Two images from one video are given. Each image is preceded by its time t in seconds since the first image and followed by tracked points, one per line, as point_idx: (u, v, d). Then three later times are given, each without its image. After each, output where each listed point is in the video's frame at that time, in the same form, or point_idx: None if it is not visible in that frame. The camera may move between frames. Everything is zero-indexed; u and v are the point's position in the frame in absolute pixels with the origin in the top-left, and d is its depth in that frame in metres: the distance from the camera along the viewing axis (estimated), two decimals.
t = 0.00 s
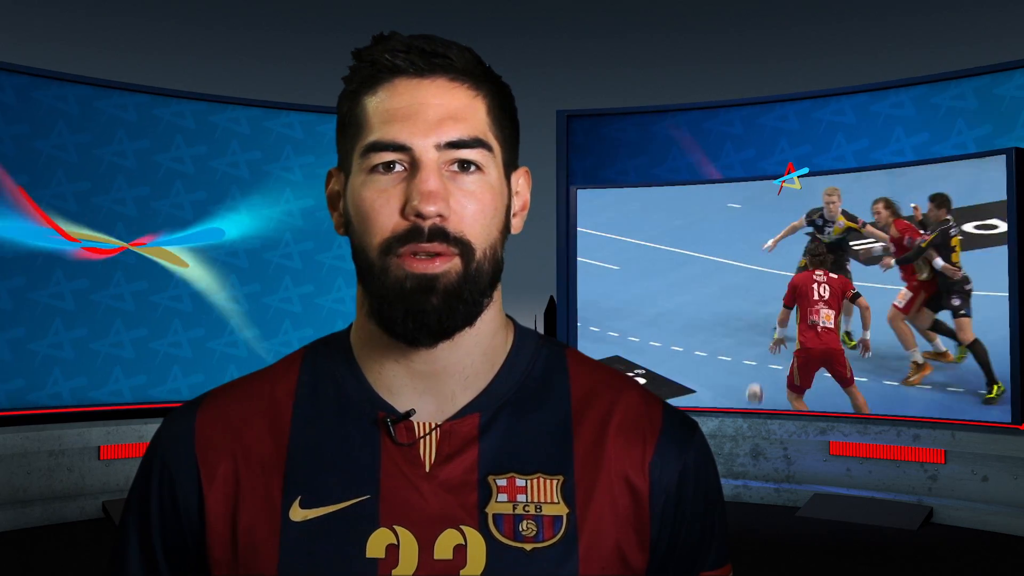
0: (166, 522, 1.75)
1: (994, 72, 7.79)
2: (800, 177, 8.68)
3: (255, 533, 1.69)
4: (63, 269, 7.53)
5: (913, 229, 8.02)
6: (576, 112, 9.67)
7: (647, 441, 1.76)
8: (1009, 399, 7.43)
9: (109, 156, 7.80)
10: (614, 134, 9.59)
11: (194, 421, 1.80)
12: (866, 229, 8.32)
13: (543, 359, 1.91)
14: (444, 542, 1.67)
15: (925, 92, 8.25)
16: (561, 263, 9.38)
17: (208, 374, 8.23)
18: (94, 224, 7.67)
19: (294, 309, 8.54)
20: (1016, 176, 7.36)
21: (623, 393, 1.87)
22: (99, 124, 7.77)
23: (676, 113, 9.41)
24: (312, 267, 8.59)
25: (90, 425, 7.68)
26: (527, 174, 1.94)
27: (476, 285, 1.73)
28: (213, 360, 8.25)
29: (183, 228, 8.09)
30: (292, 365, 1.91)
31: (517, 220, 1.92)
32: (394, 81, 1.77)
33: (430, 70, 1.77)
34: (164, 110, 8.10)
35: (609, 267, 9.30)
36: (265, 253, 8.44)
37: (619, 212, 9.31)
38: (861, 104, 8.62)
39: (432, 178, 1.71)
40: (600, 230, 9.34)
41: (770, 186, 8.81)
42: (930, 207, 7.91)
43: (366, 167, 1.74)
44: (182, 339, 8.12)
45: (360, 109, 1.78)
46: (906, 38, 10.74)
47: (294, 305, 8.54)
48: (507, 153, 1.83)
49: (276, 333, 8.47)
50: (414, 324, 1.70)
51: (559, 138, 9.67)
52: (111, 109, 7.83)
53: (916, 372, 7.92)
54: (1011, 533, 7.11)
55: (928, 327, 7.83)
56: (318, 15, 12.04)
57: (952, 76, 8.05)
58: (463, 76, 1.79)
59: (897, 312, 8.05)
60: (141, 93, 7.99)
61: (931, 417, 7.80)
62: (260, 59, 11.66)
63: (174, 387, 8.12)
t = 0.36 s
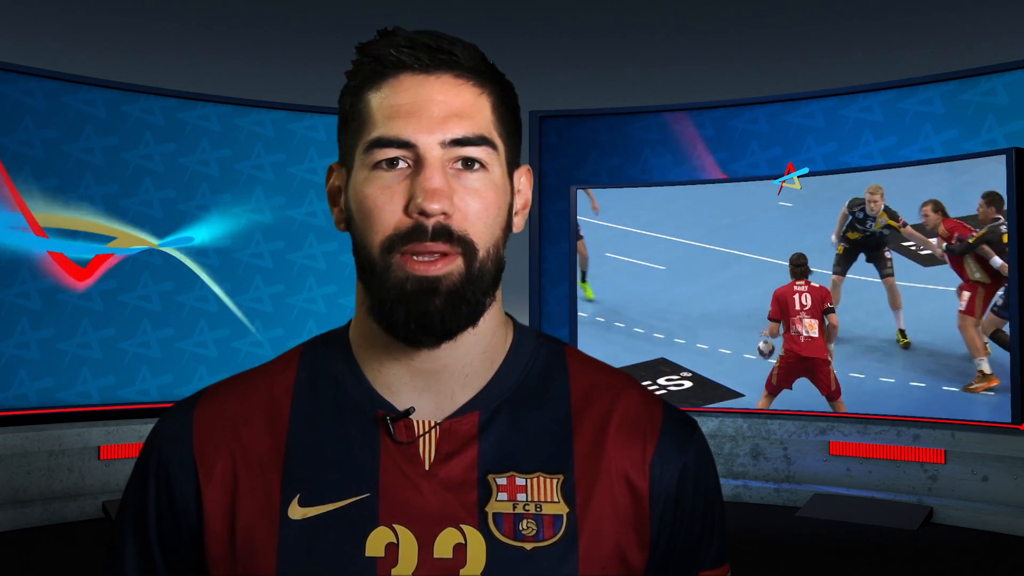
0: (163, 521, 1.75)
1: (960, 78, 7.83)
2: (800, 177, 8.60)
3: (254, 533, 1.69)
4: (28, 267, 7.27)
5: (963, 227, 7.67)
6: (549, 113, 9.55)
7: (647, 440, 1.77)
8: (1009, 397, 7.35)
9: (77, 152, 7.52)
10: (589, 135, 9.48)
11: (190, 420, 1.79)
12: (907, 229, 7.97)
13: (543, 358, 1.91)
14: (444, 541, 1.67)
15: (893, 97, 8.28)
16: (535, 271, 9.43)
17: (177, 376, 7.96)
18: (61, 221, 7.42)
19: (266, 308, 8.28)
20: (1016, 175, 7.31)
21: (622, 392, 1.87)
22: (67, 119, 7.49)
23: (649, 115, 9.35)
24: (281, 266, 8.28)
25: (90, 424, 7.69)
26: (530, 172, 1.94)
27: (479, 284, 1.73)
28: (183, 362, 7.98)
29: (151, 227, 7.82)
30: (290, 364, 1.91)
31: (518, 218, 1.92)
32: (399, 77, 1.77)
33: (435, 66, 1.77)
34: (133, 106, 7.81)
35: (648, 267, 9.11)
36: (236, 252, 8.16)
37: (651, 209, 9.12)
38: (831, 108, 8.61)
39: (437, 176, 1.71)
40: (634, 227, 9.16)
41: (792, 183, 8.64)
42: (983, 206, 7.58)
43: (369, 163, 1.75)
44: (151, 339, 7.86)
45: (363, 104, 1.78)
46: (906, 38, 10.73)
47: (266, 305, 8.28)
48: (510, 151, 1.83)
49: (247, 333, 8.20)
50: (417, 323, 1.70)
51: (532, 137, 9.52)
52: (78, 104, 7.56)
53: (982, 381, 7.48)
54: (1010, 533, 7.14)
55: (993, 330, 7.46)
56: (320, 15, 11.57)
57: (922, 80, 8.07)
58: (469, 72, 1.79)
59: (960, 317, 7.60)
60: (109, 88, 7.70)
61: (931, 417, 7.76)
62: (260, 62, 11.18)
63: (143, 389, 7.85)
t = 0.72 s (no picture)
0: (162, 521, 1.76)
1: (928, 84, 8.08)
2: (800, 178, 8.58)
3: (252, 532, 1.69)
4: None
5: None
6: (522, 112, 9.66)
7: (646, 440, 1.77)
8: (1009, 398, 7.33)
9: (45, 149, 7.37)
10: (561, 136, 9.57)
11: (189, 420, 1.79)
12: (952, 232, 7.70)
13: (542, 357, 1.91)
14: (442, 542, 1.67)
15: (862, 101, 8.49)
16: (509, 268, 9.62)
17: (146, 376, 7.90)
18: (27, 219, 7.28)
19: (235, 308, 8.24)
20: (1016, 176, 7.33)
21: (621, 392, 1.87)
22: (34, 115, 7.31)
23: (622, 116, 9.44)
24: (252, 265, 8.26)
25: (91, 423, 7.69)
26: (528, 173, 1.94)
27: (478, 287, 1.73)
28: (152, 362, 7.92)
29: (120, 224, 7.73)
30: (289, 363, 1.91)
31: (517, 220, 1.92)
32: (398, 80, 1.77)
33: (434, 70, 1.76)
34: (101, 102, 7.68)
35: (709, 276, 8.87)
36: (207, 250, 8.10)
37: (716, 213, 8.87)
38: (802, 111, 8.79)
39: (435, 180, 1.71)
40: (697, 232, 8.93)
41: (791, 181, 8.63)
42: None
43: (368, 166, 1.74)
44: (120, 339, 7.77)
45: (362, 107, 1.78)
46: (906, 38, 10.75)
47: (235, 305, 8.24)
48: (509, 154, 1.83)
49: (216, 333, 8.16)
50: (415, 327, 1.70)
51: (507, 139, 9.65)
52: (45, 100, 7.37)
53: None
54: (1011, 533, 7.17)
55: None
56: (319, 14, 11.78)
57: (888, 86, 8.30)
58: (468, 75, 1.78)
59: None
60: (76, 84, 7.56)
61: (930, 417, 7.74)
62: (264, 61, 11.35)
63: (111, 389, 7.77)
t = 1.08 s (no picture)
0: (163, 521, 1.76)
1: (895, 89, 8.35)
2: (799, 178, 8.68)
3: (252, 532, 1.69)
4: None
5: None
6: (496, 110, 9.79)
7: (645, 440, 1.77)
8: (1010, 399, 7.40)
9: (11, 144, 7.20)
10: (534, 136, 9.60)
11: (189, 419, 1.79)
12: (967, 233, 7.67)
13: (542, 356, 1.91)
14: (442, 541, 1.67)
15: (831, 106, 8.74)
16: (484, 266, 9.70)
17: (114, 377, 7.65)
18: None
19: (206, 308, 7.96)
20: (1015, 175, 7.35)
21: (621, 391, 1.87)
22: None
23: (593, 116, 9.58)
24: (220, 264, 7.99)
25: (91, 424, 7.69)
26: (527, 172, 1.94)
27: (475, 288, 1.73)
28: (120, 364, 7.67)
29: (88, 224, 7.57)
30: (290, 363, 1.91)
31: (515, 220, 1.92)
32: (395, 80, 1.77)
33: (431, 70, 1.76)
34: (68, 97, 7.48)
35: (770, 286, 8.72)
36: (176, 248, 7.88)
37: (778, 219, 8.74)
38: (772, 114, 9.02)
39: (432, 180, 1.71)
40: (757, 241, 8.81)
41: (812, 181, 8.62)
42: None
43: (365, 167, 1.75)
44: (88, 339, 7.55)
45: (359, 107, 1.78)
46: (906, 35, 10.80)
47: (206, 304, 7.96)
48: (507, 154, 1.83)
49: (186, 333, 7.89)
50: (413, 329, 1.70)
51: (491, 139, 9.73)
52: (12, 94, 7.20)
53: None
54: (1011, 533, 7.13)
55: None
56: (323, 15, 12.63)
57: (857, 91, 8.57)
58: (464, 75, 1.78)
59: None
60: (46, 78, 7.36)
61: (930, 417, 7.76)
62: (265, 61, 12.21)
63: (79, 391, 7.52)
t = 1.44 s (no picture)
0: (162, 522, 1.76)
1: (864, 93, 8.85)
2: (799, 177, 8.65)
3: (252, 533, 1.69)
4: None
5: None
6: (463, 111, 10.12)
7: (645, 440, 1.76)
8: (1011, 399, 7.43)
9: None
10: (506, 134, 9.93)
11: (189, 420, 1.79)
12: (973, 241, 7.69)
13: (541, 357, 1.91)
14: (442, 542, 1.67)
15: (801, 109, 9.19)
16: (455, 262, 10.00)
17: (81, 378, 7.66)
18: None
19: (175, 307, 8.01)
20: (1016, 175, 7.44)
21: (620, 391, 1.87)
22: None
23: (565, 117, 10.00)
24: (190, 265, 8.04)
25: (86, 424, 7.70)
26: (525, 172, 1.94)
27: (473, 287, 1.73)
28: (88, 365, 7.68)
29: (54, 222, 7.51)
30: (289, 363, 1.91)
31: (513, 220, 1.92)
32: (392, 80, 1.77)
33: (429, 71, 1.76)
34: (36, 92, 7.40)
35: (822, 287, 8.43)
36: (144, 247, 7.89)
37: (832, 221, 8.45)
38: (742, 118, 9.45)
39: (430, 181, 1.71)
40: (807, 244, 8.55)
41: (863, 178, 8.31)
42: None
43: (363, 167, 1.74)
44: (55, 339, 7.54)
45: (357, 107, 1.78)
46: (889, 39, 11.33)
47: (175, 304, 8.01)
48: (504, 154, 1.83)
49: (156, 333, 7.93)
50: (411, 328, 1.71)
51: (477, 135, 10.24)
52: None
53: None
54: (1010, 533, 7.11)
55: None
56: (322, 15, 13.79)
57: (828, 95, 9.03)
58: (462, 76, 1.78)
59: None
60: (10, 72, 7.26)
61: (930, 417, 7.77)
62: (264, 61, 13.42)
63: (47, 393, 7.51)
